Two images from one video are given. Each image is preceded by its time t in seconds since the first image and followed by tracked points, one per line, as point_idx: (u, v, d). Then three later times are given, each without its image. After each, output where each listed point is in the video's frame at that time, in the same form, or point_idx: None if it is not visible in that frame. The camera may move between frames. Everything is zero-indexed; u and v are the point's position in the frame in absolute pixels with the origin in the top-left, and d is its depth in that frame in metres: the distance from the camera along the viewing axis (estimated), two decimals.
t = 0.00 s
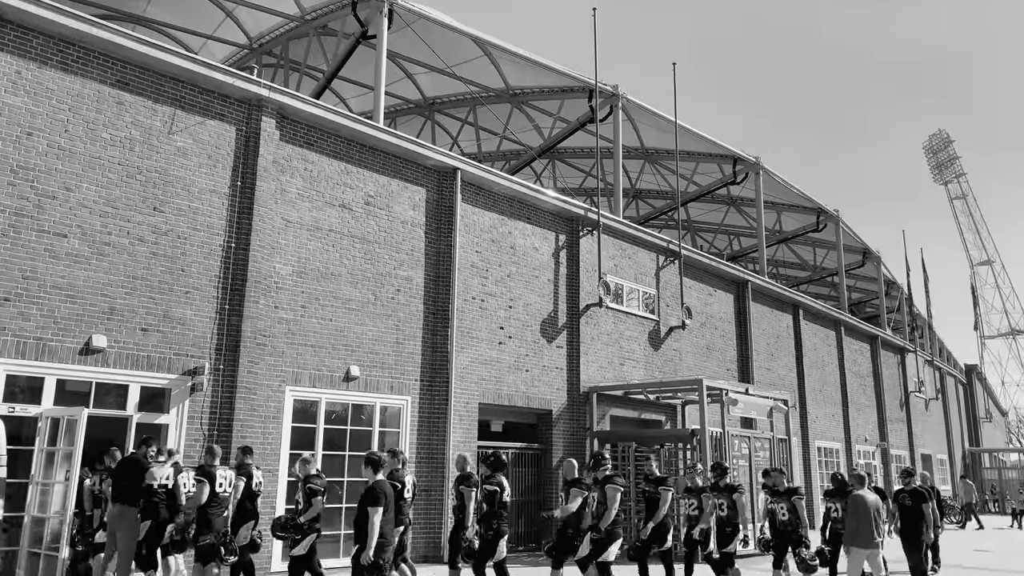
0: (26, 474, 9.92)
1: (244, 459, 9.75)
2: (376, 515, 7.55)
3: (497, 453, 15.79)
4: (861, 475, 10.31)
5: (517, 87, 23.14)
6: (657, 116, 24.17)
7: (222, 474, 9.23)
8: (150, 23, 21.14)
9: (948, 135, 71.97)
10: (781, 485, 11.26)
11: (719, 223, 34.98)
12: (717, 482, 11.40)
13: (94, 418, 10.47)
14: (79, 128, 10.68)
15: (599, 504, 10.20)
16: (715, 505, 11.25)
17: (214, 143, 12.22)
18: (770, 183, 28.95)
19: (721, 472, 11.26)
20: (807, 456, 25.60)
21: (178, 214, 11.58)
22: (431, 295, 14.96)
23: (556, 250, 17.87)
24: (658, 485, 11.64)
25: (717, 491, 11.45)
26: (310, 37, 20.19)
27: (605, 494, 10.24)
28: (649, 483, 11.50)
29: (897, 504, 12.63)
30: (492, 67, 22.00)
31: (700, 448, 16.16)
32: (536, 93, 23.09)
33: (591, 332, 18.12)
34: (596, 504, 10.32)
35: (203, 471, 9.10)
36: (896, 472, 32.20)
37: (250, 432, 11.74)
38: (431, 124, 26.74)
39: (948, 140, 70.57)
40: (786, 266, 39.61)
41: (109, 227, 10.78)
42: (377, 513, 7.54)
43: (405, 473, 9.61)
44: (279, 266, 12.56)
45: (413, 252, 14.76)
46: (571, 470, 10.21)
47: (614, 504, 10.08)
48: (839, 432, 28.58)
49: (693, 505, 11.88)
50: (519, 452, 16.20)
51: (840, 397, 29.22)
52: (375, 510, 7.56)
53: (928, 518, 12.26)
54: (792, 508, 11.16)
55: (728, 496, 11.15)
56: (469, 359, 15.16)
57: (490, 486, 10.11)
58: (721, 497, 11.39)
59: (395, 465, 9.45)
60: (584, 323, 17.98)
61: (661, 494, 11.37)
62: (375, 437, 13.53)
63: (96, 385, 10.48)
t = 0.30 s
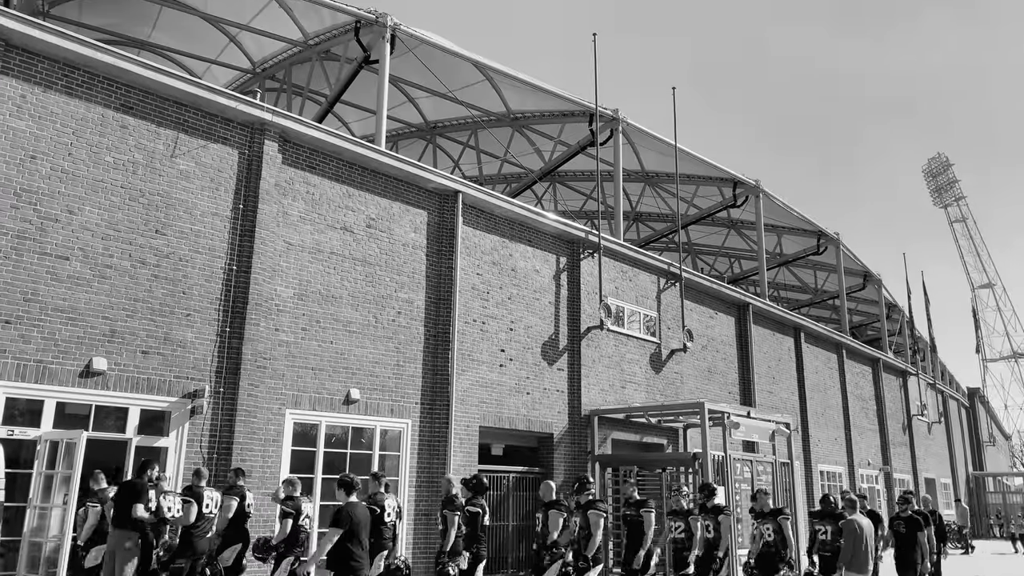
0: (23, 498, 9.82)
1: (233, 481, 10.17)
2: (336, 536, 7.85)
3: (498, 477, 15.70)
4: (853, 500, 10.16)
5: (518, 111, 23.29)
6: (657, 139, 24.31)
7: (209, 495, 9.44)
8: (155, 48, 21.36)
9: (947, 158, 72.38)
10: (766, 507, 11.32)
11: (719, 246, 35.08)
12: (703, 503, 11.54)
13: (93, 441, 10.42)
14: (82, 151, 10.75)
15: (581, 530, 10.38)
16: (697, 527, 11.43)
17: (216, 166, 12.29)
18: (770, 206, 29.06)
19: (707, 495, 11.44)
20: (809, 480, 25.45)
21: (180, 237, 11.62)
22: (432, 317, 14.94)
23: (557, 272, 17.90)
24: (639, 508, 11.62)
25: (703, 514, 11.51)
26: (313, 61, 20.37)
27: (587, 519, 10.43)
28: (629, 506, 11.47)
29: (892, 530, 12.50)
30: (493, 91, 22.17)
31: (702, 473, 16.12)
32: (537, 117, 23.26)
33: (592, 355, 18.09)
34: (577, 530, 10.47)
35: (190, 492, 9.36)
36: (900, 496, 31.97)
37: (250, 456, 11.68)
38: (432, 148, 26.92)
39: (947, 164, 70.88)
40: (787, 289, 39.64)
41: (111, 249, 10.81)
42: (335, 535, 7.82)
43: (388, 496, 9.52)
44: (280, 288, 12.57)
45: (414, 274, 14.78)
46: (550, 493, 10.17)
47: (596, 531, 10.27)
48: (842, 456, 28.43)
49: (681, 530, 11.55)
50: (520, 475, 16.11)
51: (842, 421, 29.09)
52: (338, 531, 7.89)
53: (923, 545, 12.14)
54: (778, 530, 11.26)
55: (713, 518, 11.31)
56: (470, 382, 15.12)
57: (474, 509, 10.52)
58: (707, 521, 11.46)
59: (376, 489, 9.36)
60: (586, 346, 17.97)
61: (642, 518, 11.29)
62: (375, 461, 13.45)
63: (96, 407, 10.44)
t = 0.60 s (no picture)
0: (21, 523, 9.70)
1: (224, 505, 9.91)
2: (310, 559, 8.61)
3: (499, 501, 15.59)
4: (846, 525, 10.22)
5: (519, 134, 23.44)
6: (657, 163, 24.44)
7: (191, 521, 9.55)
8: (159, 72, 21.56)
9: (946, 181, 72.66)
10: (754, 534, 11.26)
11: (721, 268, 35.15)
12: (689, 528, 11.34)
13: (92, 464, 10.35)
14: (86, 174, 10.81)
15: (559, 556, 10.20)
16: (687, 554, 11.23)
17: (219, 189, 12.34)
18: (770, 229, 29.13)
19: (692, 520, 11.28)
20: (812, 503, 25.25)
21: (182, 259, 11.64)
22: (433, 340, 14.93)
23: (558, 294, 17.90)
24: (622, 531, 11.21)
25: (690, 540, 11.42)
26: (315, 86, 20.54)
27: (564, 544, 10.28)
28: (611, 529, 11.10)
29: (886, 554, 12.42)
30: (494, 115, 22.32)
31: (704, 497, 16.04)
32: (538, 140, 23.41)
33: (593, 378, 18.04)
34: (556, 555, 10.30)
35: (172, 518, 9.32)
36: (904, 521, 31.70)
37: (250, 479, 11.61)
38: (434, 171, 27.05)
39: (948, 187, 70.95)
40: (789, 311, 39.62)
41: (112, 272, 10.82)
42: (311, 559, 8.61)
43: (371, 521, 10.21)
44: (281, 311, 12.57)
45: (415, 297, 14.79)
46: (529, 519, 10.13)
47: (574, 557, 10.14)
48: (845, 480, 28.22)
49: (669, 556, 11.57)
50: (521, 499, 16.00)
51: (845, 444, 28.93)
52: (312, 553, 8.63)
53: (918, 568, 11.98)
54: (766, 557, 11.19)
55: (698, 544, 11.16)
56: (470, 405, 15.06)
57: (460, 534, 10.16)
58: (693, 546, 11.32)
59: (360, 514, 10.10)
60: (587, 369, 17.92)
61: (627, 541, 11.08)
62: (375, 485, 13.36)
63: (95, 430, 10.39)
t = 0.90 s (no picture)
0: (18, 547, 9.57)
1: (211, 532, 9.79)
2: None
3: (500, 526, 15.46)
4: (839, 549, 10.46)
5: (520, 158, 23.56)
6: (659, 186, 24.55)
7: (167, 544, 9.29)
8: (163, 96, 21.74)
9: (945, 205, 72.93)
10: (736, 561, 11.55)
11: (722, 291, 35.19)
12: (671, 551, 11.97)
13: (90, 488, 10.27)
14: (88, 198, 10.85)
15: None
16: None
17: (221, 212, 12.38)
18: (771, 252, 29.20)
19: (675, 542, 11.92)
20: (816, 528, 25.03)
21: (183, 282, 11.66)
22: (433, 362, 14.89)
23: (559, 317, 17.89)
24: (603, 561, 11.71)
25: (673, 563, 11.90)
26: (318, 109, 20.68)
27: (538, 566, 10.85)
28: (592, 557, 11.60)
29: None
30: (495, 138, 22.44)
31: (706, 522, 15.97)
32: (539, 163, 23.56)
33: (595, 402, 17.97)
34: None
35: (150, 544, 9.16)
36: (908, 546, 31.41)
37: (249, 503, 11.53)
38: (435, 194, 27.18)
39: (948, 210, 70.89)
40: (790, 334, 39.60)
41: (113, 294, 10.83)
42: None
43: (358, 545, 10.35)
44: (282, 333, 12.55)
45: (416, 319, 14.78)
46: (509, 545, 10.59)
47: None
48: (848, 504, 28.00)
49: None
50: (522, 524, 15.87)
51: (848, 468, 28.75)
52: None
53: None
54: None
55: (682, 566, 11.78)
56: (471, 429, 15.00)
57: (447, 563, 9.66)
58: (677, 569, 11.87)
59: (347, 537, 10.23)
60: (588, 392, 17.86)
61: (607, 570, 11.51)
62: (375, 509, 13.25)
63: (94, 454, 10.33)
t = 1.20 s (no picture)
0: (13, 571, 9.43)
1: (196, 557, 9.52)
2: None
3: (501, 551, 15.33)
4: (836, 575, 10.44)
5: (521, 181, 23.67)
6: (659, 210, 24.64)
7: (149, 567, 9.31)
8: (166, 120, 21.90)
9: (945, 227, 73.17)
10: None
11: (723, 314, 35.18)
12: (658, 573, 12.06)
13: (88, 512, 10.20)
14: (91, 220, 10.90)
15: None
16: None
17: (223, 235, 12.42)
18: (772, 275, 29.21)
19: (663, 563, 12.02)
20: (820, 553, 24.79)
21: (185, 304, 11.67)
22: (434, 385, 14.84)
23: (560, 339, 17.87)
24: None
25: None
26: (320, 133, 20.82)
27: None
28: None
29: None
30: (496, 162, 22.56)
31: (708, 547, 15.83)
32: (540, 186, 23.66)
33: (596, 425, 17.89)
34: None
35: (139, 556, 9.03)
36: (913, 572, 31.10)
37: (248, 527, 11.44)
38: (436, 217, 27.28)
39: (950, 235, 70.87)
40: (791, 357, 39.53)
41: (114, 317, 10.83)
42: None
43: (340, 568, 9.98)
44: (282, 356, 12.53)
45: (416, 341, 14.76)
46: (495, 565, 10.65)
47: None
48: (852, 529, 27.76)
49: None
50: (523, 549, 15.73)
51: (851, 492, 28.54)
52: None
53: None
54: None
55: None
56: (472, 452, 14.92)
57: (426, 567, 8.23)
58: None
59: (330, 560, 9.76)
60: (589, 415, 17.79)
61: None
62: (375, 534, 13.14)
63: (92, 477, 10.27)
